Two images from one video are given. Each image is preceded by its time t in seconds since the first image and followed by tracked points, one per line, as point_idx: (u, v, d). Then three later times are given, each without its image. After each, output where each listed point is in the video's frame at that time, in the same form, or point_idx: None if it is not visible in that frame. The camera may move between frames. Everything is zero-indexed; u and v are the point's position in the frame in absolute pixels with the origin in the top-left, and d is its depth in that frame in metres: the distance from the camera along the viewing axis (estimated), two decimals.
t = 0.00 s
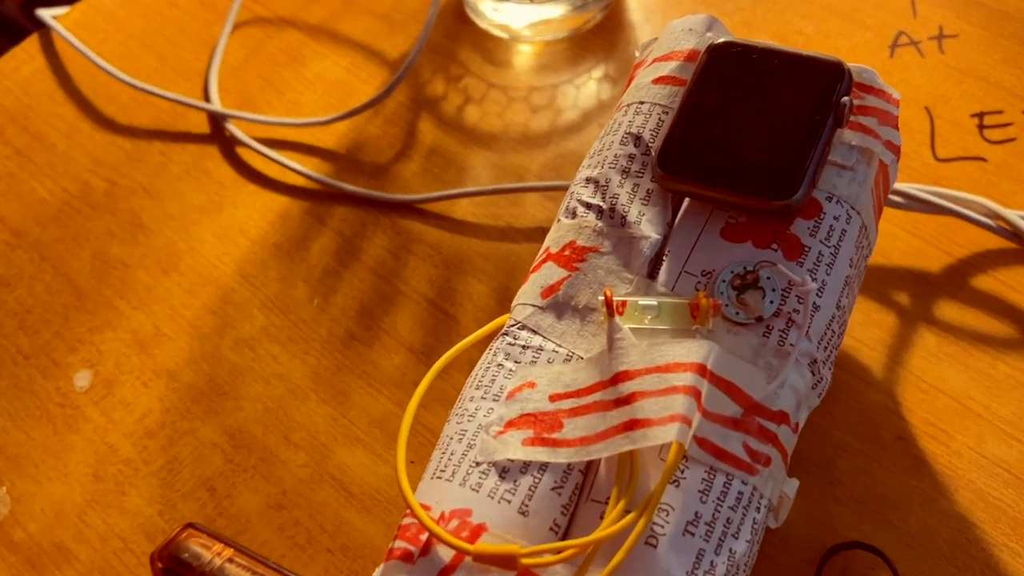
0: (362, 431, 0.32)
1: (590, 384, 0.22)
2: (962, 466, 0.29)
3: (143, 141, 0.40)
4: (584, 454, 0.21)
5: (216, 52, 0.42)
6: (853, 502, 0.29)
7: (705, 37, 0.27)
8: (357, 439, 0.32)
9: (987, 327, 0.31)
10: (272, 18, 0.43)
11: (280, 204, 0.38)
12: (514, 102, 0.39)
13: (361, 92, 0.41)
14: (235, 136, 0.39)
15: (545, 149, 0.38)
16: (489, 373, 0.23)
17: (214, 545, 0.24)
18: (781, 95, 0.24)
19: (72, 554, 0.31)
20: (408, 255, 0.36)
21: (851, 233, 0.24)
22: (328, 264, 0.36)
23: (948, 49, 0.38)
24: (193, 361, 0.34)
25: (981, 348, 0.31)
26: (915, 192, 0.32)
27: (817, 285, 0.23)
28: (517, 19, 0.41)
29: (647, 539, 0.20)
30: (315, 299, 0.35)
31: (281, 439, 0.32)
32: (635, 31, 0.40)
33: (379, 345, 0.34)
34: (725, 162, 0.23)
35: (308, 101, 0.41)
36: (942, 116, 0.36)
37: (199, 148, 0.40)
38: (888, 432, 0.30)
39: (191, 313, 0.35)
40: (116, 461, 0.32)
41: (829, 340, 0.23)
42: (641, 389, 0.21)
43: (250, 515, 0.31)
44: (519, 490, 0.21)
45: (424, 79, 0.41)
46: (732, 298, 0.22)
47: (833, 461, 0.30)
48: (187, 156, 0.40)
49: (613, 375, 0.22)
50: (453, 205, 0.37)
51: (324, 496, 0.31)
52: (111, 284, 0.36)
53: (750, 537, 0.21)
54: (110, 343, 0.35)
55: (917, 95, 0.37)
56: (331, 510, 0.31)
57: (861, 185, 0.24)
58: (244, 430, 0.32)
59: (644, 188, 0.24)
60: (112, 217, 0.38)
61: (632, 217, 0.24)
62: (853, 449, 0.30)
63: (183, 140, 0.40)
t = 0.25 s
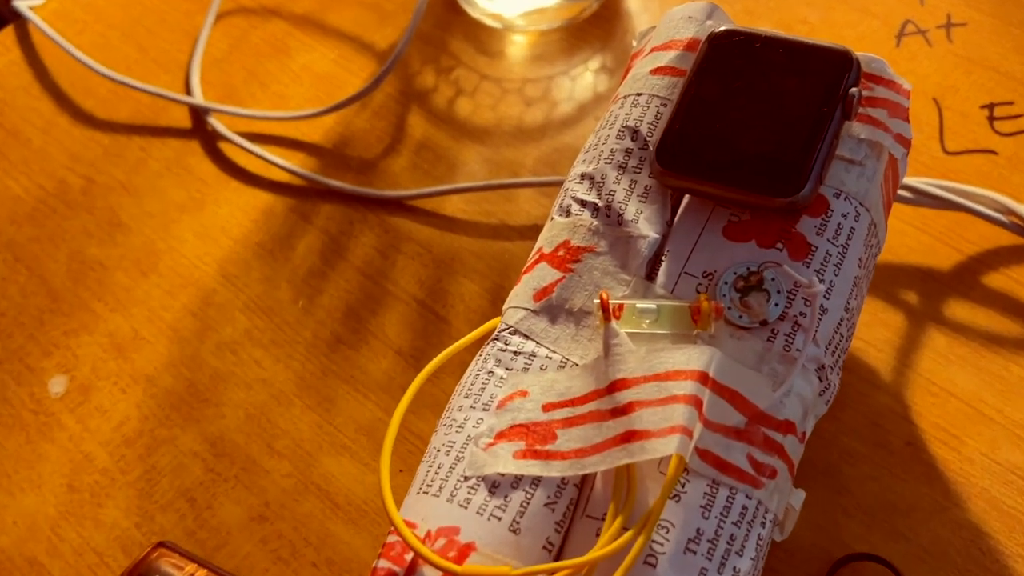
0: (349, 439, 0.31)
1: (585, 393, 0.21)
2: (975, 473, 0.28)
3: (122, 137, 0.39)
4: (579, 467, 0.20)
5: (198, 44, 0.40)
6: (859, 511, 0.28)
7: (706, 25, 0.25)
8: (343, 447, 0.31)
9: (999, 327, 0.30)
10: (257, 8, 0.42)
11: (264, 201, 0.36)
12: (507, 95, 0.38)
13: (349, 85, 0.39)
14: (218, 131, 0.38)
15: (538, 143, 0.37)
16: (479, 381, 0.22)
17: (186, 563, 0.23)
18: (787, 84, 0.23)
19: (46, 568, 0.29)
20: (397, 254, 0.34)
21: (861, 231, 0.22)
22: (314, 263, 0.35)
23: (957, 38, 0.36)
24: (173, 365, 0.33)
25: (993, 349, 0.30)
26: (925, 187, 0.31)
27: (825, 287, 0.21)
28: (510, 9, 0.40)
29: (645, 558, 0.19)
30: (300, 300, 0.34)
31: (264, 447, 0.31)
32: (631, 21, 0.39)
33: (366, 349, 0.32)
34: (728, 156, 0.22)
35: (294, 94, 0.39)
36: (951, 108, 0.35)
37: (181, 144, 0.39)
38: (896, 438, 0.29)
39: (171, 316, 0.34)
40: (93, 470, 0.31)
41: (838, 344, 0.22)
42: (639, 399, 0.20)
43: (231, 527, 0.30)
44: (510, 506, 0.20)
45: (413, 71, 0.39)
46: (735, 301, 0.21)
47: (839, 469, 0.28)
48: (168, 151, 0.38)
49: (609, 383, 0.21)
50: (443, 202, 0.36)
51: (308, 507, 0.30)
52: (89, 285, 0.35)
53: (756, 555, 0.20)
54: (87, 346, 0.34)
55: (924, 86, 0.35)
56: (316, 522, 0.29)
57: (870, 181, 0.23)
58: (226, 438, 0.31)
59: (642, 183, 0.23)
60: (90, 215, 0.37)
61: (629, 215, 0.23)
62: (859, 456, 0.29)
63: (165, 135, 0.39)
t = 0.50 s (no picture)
0: (339, 444, 0.30)
1: (583, 397, 0.20)
2: (986, 478, 0.27)
3: (108, 133, 0.38)
4: (577, 475, 0.19)
5: (186, 39, 0.39)
6: (866, 518, 0.27)
7: (709, 12, 0.25)
8: (334, 452, 0.30)
9: (1010, 327, 0.29)
10: (246, 2, 0.41)
11: (253, 199, 0.35)
12: (502, 90, 0.37)
13: (340, 80, 0.38)
14: (205, 127, 0.37)
15: (534, 139, 0.36)
16: (472, 384, 0.21)
17: None
18: (793, 73, 0.22)
19: None
20: (389, 253, 0.33)
21: (871, 226, 0.21)
22: (303, 263, 0.34)
23: (963, 32, 0.35)
24: (158, 368, 0.32)
25: (1003, 350, 0.29)
26: (933, 183, 0.30)
27: (834, 285, 0.20)
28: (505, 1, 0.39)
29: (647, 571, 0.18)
30: (289, 301, 0.33)
31: (252, 453, 0.30)
32: (630, 15, 0.38)
33: (357, 351, 0.31)
34: (732, 148, 0.21)
35: (283, 89, 0.38)
36: (957, 102, 0.34)
37: (167, 141, 0.38)
38: (905, 441, 0.28)
39: (157, 317, 0.33)
40: (75, 477, 0.30)
41: (847, 344, 0.21)
42: (640, 402, 0.19)
43: (217, 536, 0.29)
44: (504, 516, 0.19)
45: (406, 66, 0.38)
46: (741, 300, 0.20)
47: (845, 474, 0.27)
48: (154, 149, 0.37)
49: (609, 386, 0.20)
50: (437, 199, 0.35)
51: (297, 515, 0.29)
52: (72, 286, 0.34)
53: (763, 566, 0.19)
54: (70, 349, 0.32)
55: (930, 79, 0.34)
56: (305, 530, 0.29)
57: (881, 174, 0.22)
58: (212, 443, 0.30)
59: (642, 177, 0.22)
60: (74, 214, 0.36)
61: (628, 210, 0.22)
62: (867, 460, 0.28)
63: (151, 132, 0.38)
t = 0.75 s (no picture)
0: (331, 447, 0.29)
1: (586, 399, 0.19)
2: (996, 479, 0.26)
3: (93, 129, 0.37)
4: (580, 481, 0.18)
5: (173, 33, 0.38)
6: (874, 520, 0.26)
7: None
8: (326, 456, 0.29)
9: (1018, 324, 0.29)
10: None
11: (241, 196, 0.34)
12: (496, 83, 0.36)
13: (330, 74, 0.37)
14: (193, 123, 0.36)
15: (530, 134, 0.35)
16: (469, 386, 0.20)
17: None
18: (802, 62, 0.21)
19: None
20: (381, 251, 0.33)
21: (882, 221, 0.21)
22: (294, 261, 0.33)
23: (966, 23, 0.34)
24: (145, 370, 0.31)
25: (1012, 348, 0.28)
26: (942, 177, 0.29)
27: (846, 282, 0.20)
28: None
29: None
30: (279, 300, 0.32)
31: (241, 457, 0.29)
32: (627, 6, 0.37)
33: (349, 351, 0.31)
34: (739, 140, 0.20)
35: (272, 84, 0.38)
36: (962, 94, 0.33)
37: (154, 137, 0.36)
38: (913, 442, 0.27)
39: (143, 317, 0.32)
40: (60, 482, 0.29)
41: (858, 343, 0.20)
42: (646, 405, 0.18)
43: (206, 542, 0.28)
44: (504, 525, 0.18)
45: (397, 59, 0.37)
46: (749, 298, 0.19)
47: (852, 476, 0.27)
48: (140, 145, 0.36)
49: (612, 388, 0.19)
50: (430, 196, 0.34)
51: (288, 520, 0.28)
52: (56, 286, 0.33)
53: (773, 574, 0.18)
54: (54, 351, 0.31)
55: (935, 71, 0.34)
56: (297, 536, 0.28)
57: (892, 167, 0.21)
58: (201, 446, 0.29)
59: (645, 171, 0.21)
60: (58, 212, 0.35)
61: (631, 205, 0.21)
62: (874, 462, 0.27)
63: (137, 128, 0.37)
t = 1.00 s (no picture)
0: (326, 450, 0.28)
1: (590, 400, 0.19)
2: (1000, 480, 0.26)
3: (83, 128, 0.36)
4: (585, 484, 0.18)
5: (163, 30, 0.37)
6: (877, 521, 0.26)
7: None
8: (321, 458, 0.28)
9: (1020, 323, 0.28)
10: None
11: (234, 196, 0.34)
12: (492, 82, 0.36)
13: (324, 72, 0.37)
14: (185, 122, 0.35)
15: (526, 133, 0.34)
16: (469, 388, 0.20)
17: None
18: (808, 56, 0.20)
19: None
20: (376, 251, 0.32)
21: (889, 218, 0.20)
22: (287, 261, 0.32)
23: (967, 19, 0.34)
24: (136, 372, 0.30)
25: (1014, 347, 0.28)
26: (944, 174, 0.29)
27: (854, 280, 0.19)
28: None
29: None
30: (273, 301, 0.31)
31: (235, 460, 0.28)
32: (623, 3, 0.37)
33: (344, 353, 0.30)
34: (744, 135, 0.20)
35: (264, 83, 0.37)
36: (962, 92, 0.33)
37: (145, 136, 0.36)
38: (916, 442, 0.27)
39: (135, 318, 0.31)
40: (50, 485, 0.28)
41: (866, 342, 0.20)
42: (651, 407, 0.18)
43: (200, 546, 0.27)
44: (507, 529, 0.18)
45: (391, 57, 0.37)
46: (755, 297, 0.19)
47: (855, 476, 0.26)
48: (131, 144, 0.36)
49: (617, 389, 0.18)
50: (425, 195, 0.33)
51: (283, 523, 0.27)
52: (45, 287, 0.32)
53: None
54: (44, 352, 0.31)
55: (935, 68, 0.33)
56: (292, 540, 0.27)
57: (900, 163, 0.21)
58: (194, 449, 0.29)
59: (648, 168, 0.21)
60: (47, 212, 0.34)
61: (634, 202, 0.21)
62: (877, 462, 0.27)
63: (127, 126, 0.36)
